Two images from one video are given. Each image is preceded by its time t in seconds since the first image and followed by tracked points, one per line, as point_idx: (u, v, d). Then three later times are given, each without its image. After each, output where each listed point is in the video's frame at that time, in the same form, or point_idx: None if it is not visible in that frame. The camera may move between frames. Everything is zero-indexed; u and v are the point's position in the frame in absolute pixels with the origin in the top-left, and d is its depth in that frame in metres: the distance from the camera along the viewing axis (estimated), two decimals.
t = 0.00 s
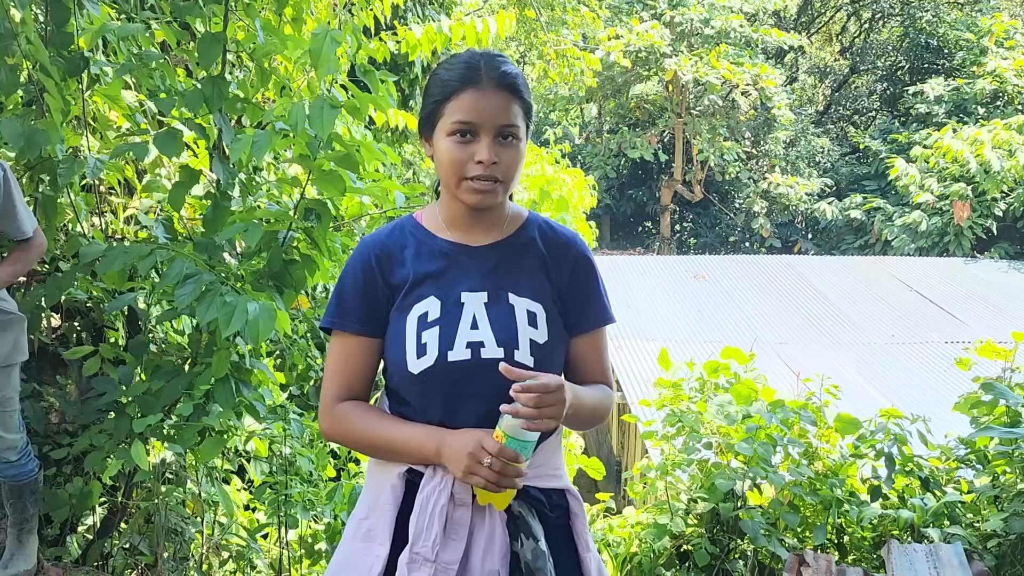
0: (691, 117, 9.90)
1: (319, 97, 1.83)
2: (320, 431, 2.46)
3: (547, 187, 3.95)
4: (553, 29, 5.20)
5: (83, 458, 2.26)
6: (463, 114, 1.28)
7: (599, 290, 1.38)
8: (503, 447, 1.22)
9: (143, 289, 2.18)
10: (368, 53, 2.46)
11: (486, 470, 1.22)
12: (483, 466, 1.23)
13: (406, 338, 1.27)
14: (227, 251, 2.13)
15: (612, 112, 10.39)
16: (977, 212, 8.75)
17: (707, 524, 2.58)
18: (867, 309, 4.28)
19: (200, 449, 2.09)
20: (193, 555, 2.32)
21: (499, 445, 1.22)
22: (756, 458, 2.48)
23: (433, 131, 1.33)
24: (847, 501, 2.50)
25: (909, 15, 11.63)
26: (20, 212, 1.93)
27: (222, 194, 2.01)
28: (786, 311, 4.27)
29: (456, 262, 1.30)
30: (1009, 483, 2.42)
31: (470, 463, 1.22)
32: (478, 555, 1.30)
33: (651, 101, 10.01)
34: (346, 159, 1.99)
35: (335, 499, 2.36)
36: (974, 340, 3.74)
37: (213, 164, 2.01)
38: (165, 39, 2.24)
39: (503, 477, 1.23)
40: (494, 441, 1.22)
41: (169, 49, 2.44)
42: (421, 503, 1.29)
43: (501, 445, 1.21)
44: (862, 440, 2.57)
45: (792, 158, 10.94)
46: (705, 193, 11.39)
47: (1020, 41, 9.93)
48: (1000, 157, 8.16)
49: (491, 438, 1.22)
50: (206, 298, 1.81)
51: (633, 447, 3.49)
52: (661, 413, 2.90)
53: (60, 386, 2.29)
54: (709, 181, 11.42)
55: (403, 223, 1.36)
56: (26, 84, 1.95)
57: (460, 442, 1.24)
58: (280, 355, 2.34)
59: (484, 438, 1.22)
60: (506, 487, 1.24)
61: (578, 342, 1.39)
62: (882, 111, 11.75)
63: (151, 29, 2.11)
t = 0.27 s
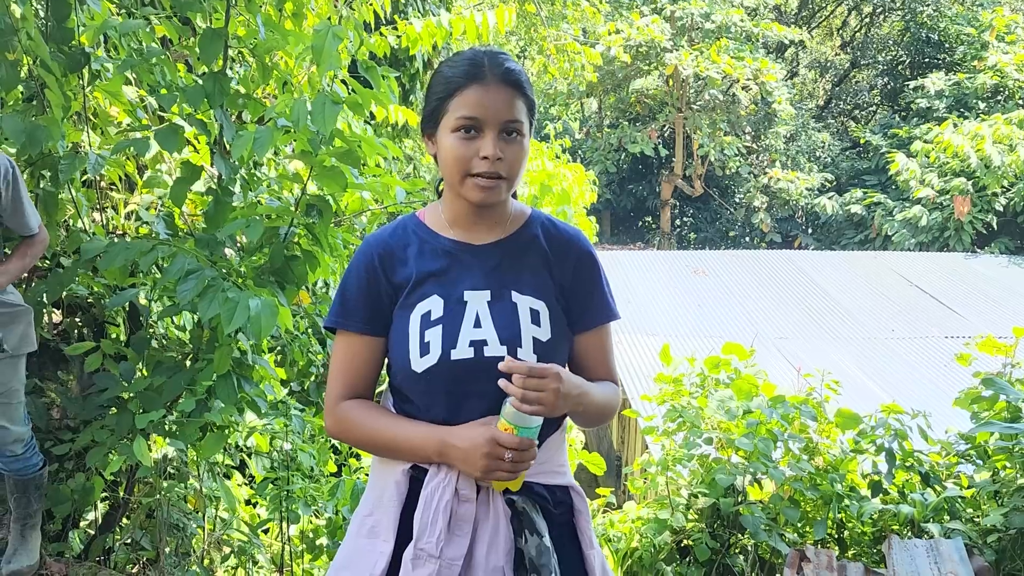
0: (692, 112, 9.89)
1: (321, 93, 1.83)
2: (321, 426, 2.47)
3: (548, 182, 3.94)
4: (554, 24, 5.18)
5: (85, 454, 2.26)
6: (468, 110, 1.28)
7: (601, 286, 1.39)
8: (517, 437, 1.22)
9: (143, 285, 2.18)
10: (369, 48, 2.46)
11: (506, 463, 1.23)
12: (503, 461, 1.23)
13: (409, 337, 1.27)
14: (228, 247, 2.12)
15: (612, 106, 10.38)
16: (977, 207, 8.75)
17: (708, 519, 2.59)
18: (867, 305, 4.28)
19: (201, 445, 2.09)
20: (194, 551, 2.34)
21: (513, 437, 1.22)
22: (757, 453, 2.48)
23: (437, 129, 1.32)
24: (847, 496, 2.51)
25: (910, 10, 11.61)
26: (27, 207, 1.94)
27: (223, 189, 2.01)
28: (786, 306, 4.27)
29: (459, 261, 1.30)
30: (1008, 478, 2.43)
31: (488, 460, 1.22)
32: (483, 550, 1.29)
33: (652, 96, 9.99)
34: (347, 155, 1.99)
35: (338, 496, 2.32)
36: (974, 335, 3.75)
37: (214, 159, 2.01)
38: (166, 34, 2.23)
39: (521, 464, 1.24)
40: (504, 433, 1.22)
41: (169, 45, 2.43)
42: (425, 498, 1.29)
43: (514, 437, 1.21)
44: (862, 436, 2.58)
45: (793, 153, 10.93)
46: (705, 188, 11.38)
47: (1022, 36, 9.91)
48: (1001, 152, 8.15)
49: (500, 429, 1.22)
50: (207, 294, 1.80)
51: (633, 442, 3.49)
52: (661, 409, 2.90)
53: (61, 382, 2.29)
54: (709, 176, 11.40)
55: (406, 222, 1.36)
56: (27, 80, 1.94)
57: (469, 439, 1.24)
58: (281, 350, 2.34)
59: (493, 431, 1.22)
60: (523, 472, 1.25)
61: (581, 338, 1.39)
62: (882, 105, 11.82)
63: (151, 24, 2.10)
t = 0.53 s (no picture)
0: (692, 108, 9.87)
1: (321, 90, 1.82)
2: (321, 423, 2.47)
3: (548, 178, 3.94)
4: (554, 20, 5.17)
5: (86, 451, 2.26)
6: (474, 111, 1.28)
7: (603, 281, 1.38)
8: (514, 441, 1.22)
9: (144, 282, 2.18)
10: (369, 44, 2.45)
11: (499, 464, 1.23)
12: (496, 461, 1.23)
13: (411, 333, 1.27)
14: (229, 244, 2.12)
15: (612, 103, 10.36)
16: (977, 203, 8.74)
17: (708, 516, 2.59)
18: (867, 301, 4.28)
19: (202, 442, 2.10)
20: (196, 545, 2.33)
21: (510, 439, 1.22)
22: (757, 450, 2.49)
23: (441, 129, 1.32)
24: (847, 492, 2.51)
25: (911, 6, 11.59)
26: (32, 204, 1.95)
27: (223, 186, 2.01)
28: (786, 303, 4.28)
29: (462, 256, 1.30)
30: (1008, 475, 2.44)
31: (482, 458, 1.23)
32: (485, 546, 1.29)
33: (652, 93, 9.97)
34: (348, 152, 1.99)
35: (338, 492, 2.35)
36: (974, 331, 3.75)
37: (214, 156, 2.01)
38: (166, 31, 2.23)
39: (516, 468, 1.24)
40: (503, 435, 1.22)
41: (169, 41, 2.43)
42: (427, 494, 1.29)
43: (512, 440, 1.21)
44: (863, 432, 2.58)
45: (793, 150, 10.91)
46: (705, 184, 11.37)
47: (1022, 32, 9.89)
48: (1001, 149, 8.14)
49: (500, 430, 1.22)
50: (208, 291, 1.81)
51: (633, 439, 3.50)
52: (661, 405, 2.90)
53: (61, 378, 2.29)
54: (709, 172, 11.39)
55: (408, 218, 1.36)
56: (27, 76, 1.94)
57: (467, 437, 1.24)
58: (282, 347, 2.34)
59: (493, 432, 1.22)
60: (518, 476, 1.25)
61: (584, 333, 1.39)
62: (883, 101, 11.80)
63: (151, 21, 2.10)
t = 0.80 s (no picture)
0: (692, 106, 9.86)
1: (321, 88, 1.82)
2: (321, 421, 2.47)
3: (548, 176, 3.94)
4: (554, 18, 5.16)
5: (85, 449, 2.26)
6: (475, 117, 1.27)
7: (604, 281, 1.38)
8: (516, 449, 1.22)
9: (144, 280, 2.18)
10: (368, 43, 2.45)
11: (502, 472, 1.23)
12: (499, 469, 1.24)
13: (412, 330, 1.27)
14: (228, 242, 2.13)
15: (612, 101, 10.35)
16: (977, 201, 8.73)
17: (707, 513, 2.59)
18: (867, 299, 4.28)
19: (201, 440, 2.10)
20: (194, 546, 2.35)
21: (512, 447, 1.22)
22: (757, 447, 2.49)
23: (442, 131, 1.31)
24: (847, 490, 2.51)
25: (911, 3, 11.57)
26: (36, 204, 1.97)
27: (223, 185, 2.01)
28: (786, 301, 4.27)
29: (463, 255, 1.30)
30: (1007, 472, 2.44)
31: (485, 467, 1.23)
32: (484, 544, 1.29)
33: (652, 90, 9.96)
34: (347, 150, 1.99)
35: (338, 490, 2.35)
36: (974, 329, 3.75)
37: (214, 155, 2.02)
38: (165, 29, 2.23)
39: (518, 475, 1.25)
40: (504, 443, 1.22)
41: (168, 39, 2.43)
42: (426, 492, 1.29)
43: (514, 448, 1.22)
44: (862, 430, 2.58)
45: (793, 148, 10.90)
46: (705, 182, 11.36)
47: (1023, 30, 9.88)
48: (1001, 147, 8.14)
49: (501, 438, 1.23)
50: (207, 289, 1.81)
51: (633, 437, 3.50)
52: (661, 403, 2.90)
53: (61, 376, 2.30)
54: (709, 170, 11.38)
55: (409, 216, 1.36)
56: (26, 74, 1.94)
57: (468, 444, 1.24)
58: (281, 345, 2.34)
59: (494, 439, 1.23)
60: (519, 482, 1.26)
61: (584, 333, 1.39)
62: (883, 100, 11.71)
63: (151, 19, 2.10)
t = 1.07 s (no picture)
0: (692, 105, 9.86)
1: (321, 88, 1.82)
2: (321, 420, 2.47)
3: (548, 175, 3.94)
4: (553, 17, 5.15)
5: (85, 448, 2.27)
6: (462, 111, 1.27)
7: (609, 287, 1.38)
8: (517, 452, 1.23)
9: (143, 279, 2.18)
10: (368, 42, 2.45)
11: (505, 474, 1.24)
12: (500, 471, 1.24)
13: (416, 335, 1.27)
14: (228, 242, 2.13)
15: (612, 100, 10.35)
16: (977, 200, 8.73)
17: (707, 513, 2.59)
18: (866, 298, 4.28)
19: (201, 440, 2.10)
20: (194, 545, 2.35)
21: (513, 450, 1.23)
22: (756, 447, 2.49)
23: (438, 127, 1.33)
24: (847, 489, 2.52)
25: (911, 2, 11.56)
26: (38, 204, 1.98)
27: (223, 185, 2.01)
28: (786, 300, 4.28)
29: (467, 259, 1.30)
30: (1007, 471, 2.44)
31: (487, 469, 1.23)
32: (484, 540, 1.29)
33: (651, 90, 9.95)
34: (347, 150, 1.99)
35: (338, 490, 2.35)
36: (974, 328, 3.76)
37: (214, 154, 2.02)
38: (165, 29, 2.23)
39: (519, 475, 1.25)
40: (506, 445, 1.23)
41: (168, 39, 2.43)
42: (428, 489, 1.30)
43: (515, 450, 1.23)
44: (862, 430, 2.59)
45: (793, 146, 10.90)
46: (705, 181, 11.36)
47: (1022, 29, 9.87)
48: (1000, 146, 8.13)
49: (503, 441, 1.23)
50: (207, 289, 1.81)
51: (632, 435, 3.50)
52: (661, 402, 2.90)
53: (61, 376, 2.30)
54: (709, 169, 11.38)
55: (415, 216, 1.36)
56: (26, 74, 1.94)
57: (470, 444, 1.24)
58: (281, 344, 2.34)
59: (496, 441, 1.23)
60: (520, 481, 1.26)
61: (587, 338, 1.39)
62: (882, 98, 11.72)
63: (151, 19, 2.10)
